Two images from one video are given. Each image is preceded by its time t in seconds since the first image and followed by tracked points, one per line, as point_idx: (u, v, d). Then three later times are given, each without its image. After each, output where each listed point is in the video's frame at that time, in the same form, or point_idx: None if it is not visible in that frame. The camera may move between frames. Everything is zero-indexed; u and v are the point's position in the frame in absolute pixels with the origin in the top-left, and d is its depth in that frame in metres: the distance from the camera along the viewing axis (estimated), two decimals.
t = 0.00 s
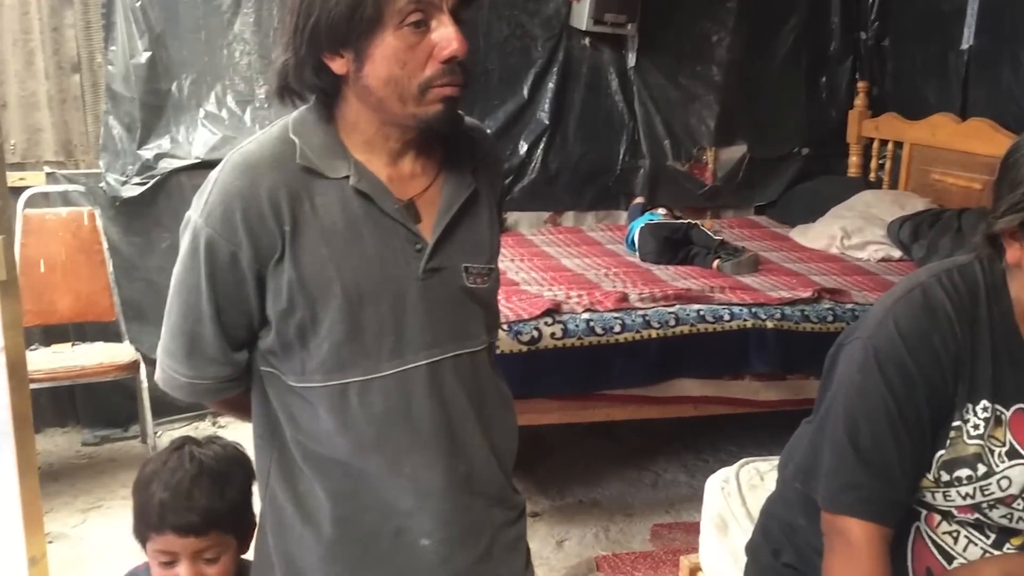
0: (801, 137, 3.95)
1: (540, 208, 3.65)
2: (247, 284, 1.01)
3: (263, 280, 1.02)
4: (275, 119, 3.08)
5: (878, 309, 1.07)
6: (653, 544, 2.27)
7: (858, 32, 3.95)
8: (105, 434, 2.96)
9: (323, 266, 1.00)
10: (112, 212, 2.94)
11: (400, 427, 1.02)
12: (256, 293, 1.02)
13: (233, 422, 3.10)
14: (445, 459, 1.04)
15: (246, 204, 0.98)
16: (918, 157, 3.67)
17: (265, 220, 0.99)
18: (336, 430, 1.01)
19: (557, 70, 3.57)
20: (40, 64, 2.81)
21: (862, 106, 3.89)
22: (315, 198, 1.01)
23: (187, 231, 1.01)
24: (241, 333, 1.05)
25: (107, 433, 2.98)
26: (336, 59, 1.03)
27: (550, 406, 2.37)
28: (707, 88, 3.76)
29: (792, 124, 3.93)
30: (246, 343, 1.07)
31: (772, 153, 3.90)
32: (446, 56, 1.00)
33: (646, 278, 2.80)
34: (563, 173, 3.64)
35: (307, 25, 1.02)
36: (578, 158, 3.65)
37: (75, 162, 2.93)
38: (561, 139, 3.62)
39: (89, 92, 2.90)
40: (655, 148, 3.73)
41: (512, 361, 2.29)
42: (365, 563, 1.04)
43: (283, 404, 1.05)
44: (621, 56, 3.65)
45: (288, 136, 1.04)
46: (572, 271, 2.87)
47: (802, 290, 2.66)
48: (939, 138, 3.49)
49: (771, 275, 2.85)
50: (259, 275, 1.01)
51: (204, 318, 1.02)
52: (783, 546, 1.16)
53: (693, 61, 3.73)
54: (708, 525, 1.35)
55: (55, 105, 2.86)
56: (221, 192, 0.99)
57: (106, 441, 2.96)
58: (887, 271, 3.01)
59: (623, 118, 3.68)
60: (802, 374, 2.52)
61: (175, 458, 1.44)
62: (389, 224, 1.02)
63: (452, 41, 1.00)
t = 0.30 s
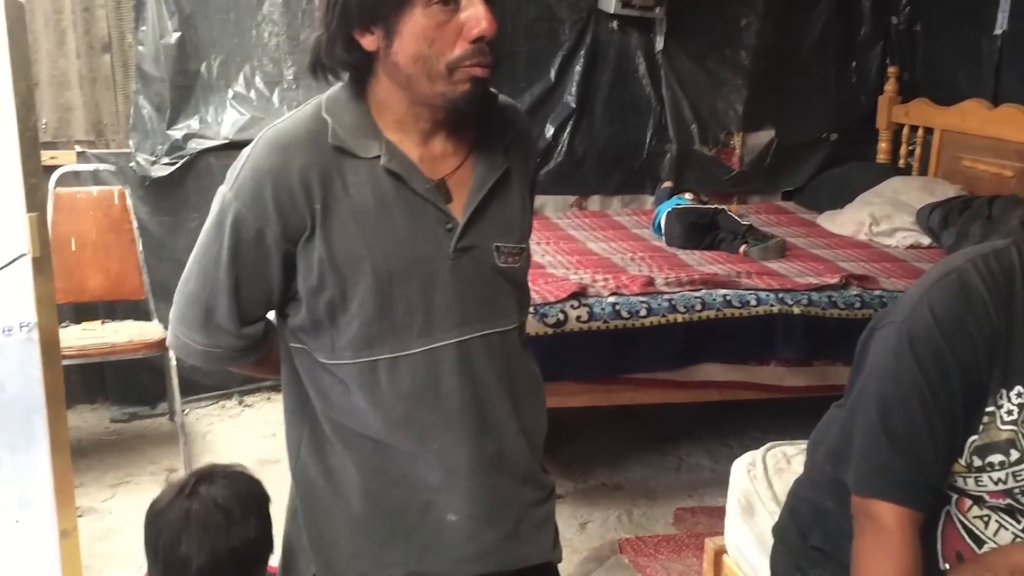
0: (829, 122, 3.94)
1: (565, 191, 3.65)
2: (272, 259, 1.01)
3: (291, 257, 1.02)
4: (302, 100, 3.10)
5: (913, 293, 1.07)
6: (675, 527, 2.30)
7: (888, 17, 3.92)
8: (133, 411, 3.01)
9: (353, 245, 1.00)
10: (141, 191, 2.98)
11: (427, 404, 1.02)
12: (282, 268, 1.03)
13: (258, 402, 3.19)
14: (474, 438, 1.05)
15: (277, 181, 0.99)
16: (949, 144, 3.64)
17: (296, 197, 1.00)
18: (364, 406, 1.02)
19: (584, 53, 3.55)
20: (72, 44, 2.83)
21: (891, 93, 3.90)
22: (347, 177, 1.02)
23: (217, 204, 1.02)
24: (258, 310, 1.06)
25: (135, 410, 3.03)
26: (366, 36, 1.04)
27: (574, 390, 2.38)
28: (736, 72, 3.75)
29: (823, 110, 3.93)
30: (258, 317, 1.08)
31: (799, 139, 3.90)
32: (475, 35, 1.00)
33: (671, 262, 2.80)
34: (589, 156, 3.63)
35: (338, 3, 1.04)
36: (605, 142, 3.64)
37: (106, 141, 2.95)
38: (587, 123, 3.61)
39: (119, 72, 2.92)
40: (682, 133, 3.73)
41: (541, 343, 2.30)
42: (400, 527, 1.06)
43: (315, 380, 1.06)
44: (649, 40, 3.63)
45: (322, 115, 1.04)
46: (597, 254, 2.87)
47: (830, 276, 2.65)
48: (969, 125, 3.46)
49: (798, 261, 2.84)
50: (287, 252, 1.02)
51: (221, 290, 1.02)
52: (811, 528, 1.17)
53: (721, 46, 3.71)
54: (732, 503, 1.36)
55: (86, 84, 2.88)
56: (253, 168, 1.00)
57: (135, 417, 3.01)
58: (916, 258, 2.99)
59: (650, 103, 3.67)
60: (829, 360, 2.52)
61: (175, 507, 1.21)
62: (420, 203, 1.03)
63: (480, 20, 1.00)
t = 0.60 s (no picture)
0: (848, 98, 3.96)
1: (582, 165, 3.76)
2: (297, 224, 1.01)
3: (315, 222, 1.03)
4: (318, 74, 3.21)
5: (935, 265, 1.07)
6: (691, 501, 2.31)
7: None
8: (151, 383, 3.17)
9: (376, 211, 1.01)
10: (159, 163, 3.11)
11: (446, 371, 1.03)
12: (305, 234, 1.03)
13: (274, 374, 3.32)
14: (490, 407, 1.05)
15: (302, 144, 0.99)
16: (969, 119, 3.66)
17: (321, 161, 1.00)
18: (382, 374, 1.03)
19: (602, 27, 3.64)
20: (90, 16, 3.01)
21: (912, 67, 3.89)
22: (371, 142, 1.02)
23: (243, 166, 1.02)
24: (282, 278, 1.06)
25: (154, 382, 3.19)
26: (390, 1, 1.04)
27: (591, 363, 2.41)
28: (754, 46, 3.81)
29: (837, 86, 3.94)
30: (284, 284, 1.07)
31: (817, 114, 3.94)
32: None
33: (688, 237, 2.80)
34: (607, 131, 3.73)
35: None
36: (622, 116, 3.74)
37: (124, 114, 3.12)
38: (604, 97, 3.71)
39: (137, 45, 3.09)
40: (700, 108, 3.80)
41: (557, 316, 2.33)
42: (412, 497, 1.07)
43: (332, 347, 1.06)
44: (667, 14, 3.71)
45: (347, 80, 1.04)
46: (613, 229, 2.87)
47: (847, 251, 2.65)
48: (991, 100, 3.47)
49: (815, 237, 2.83)
50: (312, 216, 1.02)
51: (249, 254, 1.02)
52: (829, 499, 1.17)
53: (740, 20, 3.77)
54: (750, 475, 1.38)
55: (103, 58, 3.06)
56: (278, 131, 1.00)
57: (153, 389, 3.16)
58: (934, 234, 2.98)
59: (667, 78, 3.76)
60: (845, 336, 2.53)
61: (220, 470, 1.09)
62: (443, 170, 1.03)
63: None
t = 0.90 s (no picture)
0: (852, 65, 3.95)
1: (586, 134, 3.78)
2: (311, 189, 1.02)
3: (325, 184, 1.02)
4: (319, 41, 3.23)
5: (941, 229, 1.07)
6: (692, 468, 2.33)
7: None
8: (155, 352, 3.19)
9: (384, 174, 1.01)
10: (161, 132, 3.14)
11: (456, 334, 1.03)
12: (319, 198, 1.03)
13: (277, 344, 3.35)
14: (501, 369, 1.06)
15: (310, 109, 0.99)
16: (973, 86, 3.66)
17: (329, 123, 0.99)
18: (392, 338, 1.03)
19: None
20: None
21: (917, 34, 3.89)
22: (378, 104, 1.01)
23: (255, 135, 1.02)
24: (305, 240, 1.06)
25: (158, 350, 3.21)
26: None
27: (594, 331, 2.42)
28: (757, 14, 3.79)
29: (839, 55, 3.92)
30: (311, 250, 1.08)
31: (821, 82, 3.92)
32: None
33: (691, 205, 2.80)
34: (609, 99, 3.75)
35: None
36: (624, 85, 3.75)
37: (123, 83, 3.14)
38: (607, 65, 3.72)
39: (137, 13, 3.10)
40: (703, 76, 3.80)
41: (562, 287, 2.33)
42: (416, 469, 1.07)
43: (344, 311, 1.07)
44: None
45: (354, 43, 1.04)
46: (615, 197, 2.87)
47: (850, 219, 2.65)
48: (996, 67, 3.46)
49: (818, 205, 2.83)
50: (322, 178, 1.02)
51: (271, 222, 1.03)
52: (832, 462, 1.18)
53: None
54: (750, 440, 1.38)
55: (103, 25, 3.07)
56: (286, 97, 0.99)
57: (157, 357, 3.18)
58: (938, 201, 2.98)
59: (671, 45, 3.76)
60: (848, 304, 2.54)
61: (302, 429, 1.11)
62: (451, 132, 1.03)
63: None
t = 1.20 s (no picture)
0: (846, 31, 3.95)
1: (578, 101, 3.78)
2: (319, 154, 1.02)
3: (333, 150, 1.03)
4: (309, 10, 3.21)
5: (935, 191, 1.07)
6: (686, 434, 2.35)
7: None
8: (148, 321, 3.19)
9: (392, 136, 1.01)
10: (151, 100, 3.12)
11: (468, 296, 1.06)
12: (327, 164, 1.03)
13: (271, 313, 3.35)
14: (513, 329, 1.09)
15: (316, 74, 0.99)
16: (967, 52, 3.67)
17: (336, 89, 1.00)
18: (404, 301, 1.05)
19: None
20: None
21: None
22: (383, 68, 1.02)
23: (259, 105, 1.02)
24: (312, 207, 1.06)
25: (151, 320, 3.21)
26: None
27: (587, 298, 2.43)
28: None
29: (832, 22, 3.92)
30: (317, 219, 1.08)
31: (816, 48, 3.92)
32: None
33: (685, 172, 2.79)
34: (602, 66, 3.74)
35: None
36: (617, 52, 3.74)
37: (112, 51, 3.17)
38: (600, 32, 3.70)
39: None
40: (697, 43, 3.80)
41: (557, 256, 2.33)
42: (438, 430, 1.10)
43: (353, 277, 1.08)
44: None
45: (355, 6, 1.04)
46: (609, 165, 2.86)
47: (843, 186, 2.65)
48: (990, 33, 3.47)
49: (812, 171, 2.84)
50: (330, 144, 1.02)
51: (279, 190, 1.03)
52: (825, 425, 1.19)
53: None
54: (744, 407, 1.39)
55: None
56: (290, 63, 1.00)
57: (150, 327, 3.19)
58: (931, 167, 3.00)
59: (664, 12, 3.75)
60: (841, 271, 2.56)
61: (334, 385, 1.09)
62: (457, 93, 1.04)
63: None
